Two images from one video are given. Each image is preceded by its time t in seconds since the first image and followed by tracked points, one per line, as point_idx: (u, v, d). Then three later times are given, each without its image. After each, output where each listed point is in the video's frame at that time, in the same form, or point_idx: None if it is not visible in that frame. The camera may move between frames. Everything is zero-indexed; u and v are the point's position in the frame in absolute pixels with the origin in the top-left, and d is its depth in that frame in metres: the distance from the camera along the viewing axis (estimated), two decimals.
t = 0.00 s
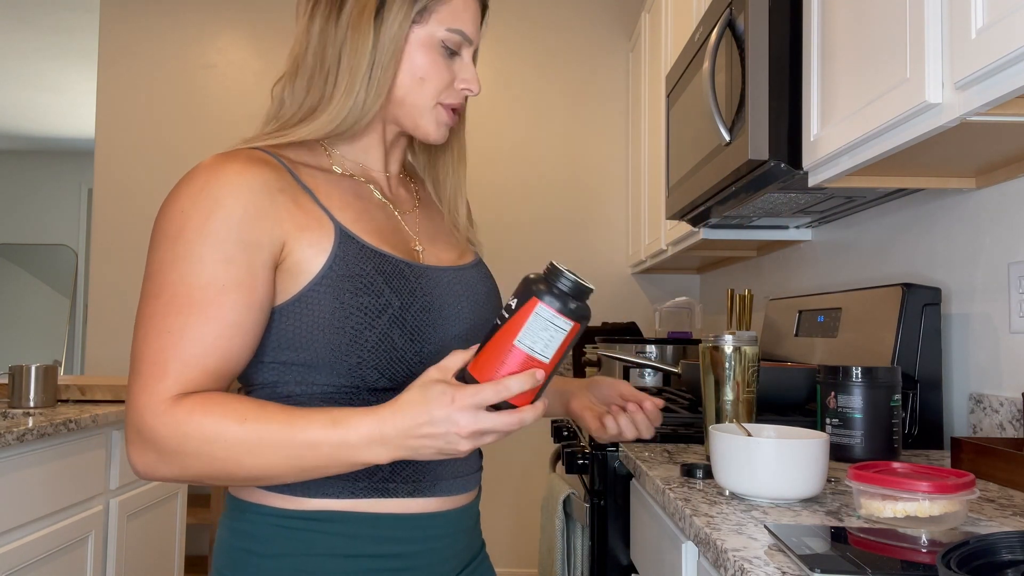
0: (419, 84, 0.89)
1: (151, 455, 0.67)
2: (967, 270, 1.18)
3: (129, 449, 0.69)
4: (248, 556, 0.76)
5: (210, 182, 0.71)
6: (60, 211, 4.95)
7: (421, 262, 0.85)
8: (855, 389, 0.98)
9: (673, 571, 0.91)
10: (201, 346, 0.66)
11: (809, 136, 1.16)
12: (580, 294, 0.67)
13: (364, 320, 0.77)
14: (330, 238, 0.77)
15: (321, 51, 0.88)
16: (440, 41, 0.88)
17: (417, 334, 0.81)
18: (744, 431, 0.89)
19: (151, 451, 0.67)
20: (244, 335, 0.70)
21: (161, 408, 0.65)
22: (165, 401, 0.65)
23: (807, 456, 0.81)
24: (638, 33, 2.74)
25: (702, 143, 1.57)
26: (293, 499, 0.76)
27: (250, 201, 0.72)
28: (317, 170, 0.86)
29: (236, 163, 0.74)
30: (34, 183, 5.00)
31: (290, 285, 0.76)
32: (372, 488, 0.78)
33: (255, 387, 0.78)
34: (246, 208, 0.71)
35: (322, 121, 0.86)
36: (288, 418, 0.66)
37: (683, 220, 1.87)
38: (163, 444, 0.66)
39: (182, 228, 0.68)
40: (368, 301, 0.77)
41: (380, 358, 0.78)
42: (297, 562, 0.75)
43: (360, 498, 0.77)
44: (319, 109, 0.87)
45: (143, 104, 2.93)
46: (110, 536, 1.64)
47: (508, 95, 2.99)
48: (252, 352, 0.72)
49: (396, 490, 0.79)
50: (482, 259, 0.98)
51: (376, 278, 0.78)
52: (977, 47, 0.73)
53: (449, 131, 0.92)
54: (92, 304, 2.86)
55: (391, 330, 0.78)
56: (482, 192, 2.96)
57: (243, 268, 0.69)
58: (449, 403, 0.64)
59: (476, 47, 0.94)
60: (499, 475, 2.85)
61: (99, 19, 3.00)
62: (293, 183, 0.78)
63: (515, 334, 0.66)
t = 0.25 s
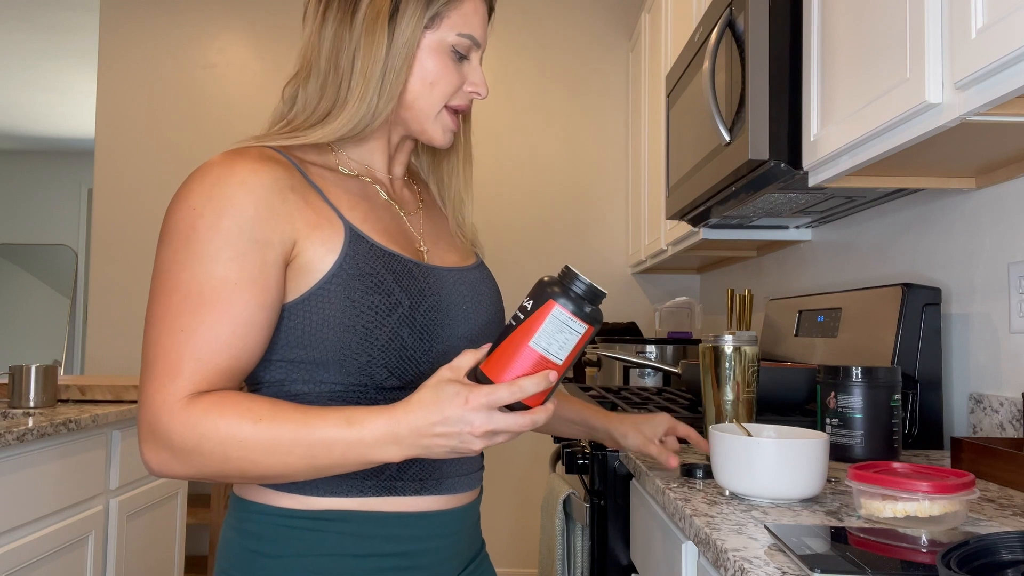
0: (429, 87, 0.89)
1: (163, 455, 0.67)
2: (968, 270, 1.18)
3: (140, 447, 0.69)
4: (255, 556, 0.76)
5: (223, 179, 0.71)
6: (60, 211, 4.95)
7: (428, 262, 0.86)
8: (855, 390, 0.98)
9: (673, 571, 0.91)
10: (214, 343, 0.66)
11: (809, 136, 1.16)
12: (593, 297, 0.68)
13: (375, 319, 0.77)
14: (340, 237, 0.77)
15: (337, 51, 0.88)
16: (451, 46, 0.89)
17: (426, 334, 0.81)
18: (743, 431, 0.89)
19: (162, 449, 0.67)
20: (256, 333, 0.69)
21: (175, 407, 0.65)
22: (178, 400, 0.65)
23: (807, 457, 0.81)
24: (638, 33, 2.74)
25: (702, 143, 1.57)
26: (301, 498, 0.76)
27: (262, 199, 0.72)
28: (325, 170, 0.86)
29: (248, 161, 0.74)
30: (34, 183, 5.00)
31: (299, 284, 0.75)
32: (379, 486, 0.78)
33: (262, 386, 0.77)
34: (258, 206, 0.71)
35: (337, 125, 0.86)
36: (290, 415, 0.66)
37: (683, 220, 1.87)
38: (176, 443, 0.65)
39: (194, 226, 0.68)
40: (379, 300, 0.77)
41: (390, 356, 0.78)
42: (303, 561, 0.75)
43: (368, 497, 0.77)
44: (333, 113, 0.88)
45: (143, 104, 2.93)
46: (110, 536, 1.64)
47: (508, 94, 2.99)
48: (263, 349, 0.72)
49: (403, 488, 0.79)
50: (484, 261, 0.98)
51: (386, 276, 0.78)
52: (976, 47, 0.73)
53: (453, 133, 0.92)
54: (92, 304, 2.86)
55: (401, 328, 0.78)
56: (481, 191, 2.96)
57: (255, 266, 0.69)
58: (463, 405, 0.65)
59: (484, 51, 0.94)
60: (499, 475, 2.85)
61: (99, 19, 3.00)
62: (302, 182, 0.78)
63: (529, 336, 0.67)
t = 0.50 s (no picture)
0: (430, 84, 0.89)
1: (170, 450, 0.67)
2: (968, 270, 1.18)
3: (147, 443, 0.69)
4: (255, 556, 0.76)
5: (229, 176, 0.71)
6: (60, 210, 4.95)
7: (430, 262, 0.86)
8: (855, 389, 0.98)
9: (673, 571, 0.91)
10: (221, 338, 0.67)
11: (809, 136, 1.16)
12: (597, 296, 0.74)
13: (376, 317, 0.77)
14: (342, 235, 0.77)
15: (336, 52, 0.88)
16: (450, 42, 0.89)
17: (427, 332, 0.81)
18: (743, 431, 0.89)
19: (170, 443, 0.67)
20: (262, 328, 0.70)
21: (184, 401, 0.65)
22: (186, 394, 0.65)
23: (806, 456, 0.81)
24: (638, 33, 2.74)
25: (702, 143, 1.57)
26: (301, 497, 0.76)
27: (268, 197, 0.72)
28: (329, 169, 0.86)
29: (252, 159, 0.74)
30: (34, 183, 5.00)
31: (304, 282, 0.75)
32: (378, 486, 0.78)
33: (264, 382, 0.77)
34: (264, 202, 0.71)
35: (342, 124, 0.86)
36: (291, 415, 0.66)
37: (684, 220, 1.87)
38: (185, 437, 0.66)
39: (201, 222, 0.68)
40: (380, 298, 0.77)
41: (390, 354, 0.78)
42: (303, 561, 0.75)
43: (367, 497, 0.77)
44: (337, 112, 0.87)
45: (143, 104, 2.93)
46: (110, 536, 1.64)
47: (508, 94, 2.99)
48: (269, 344, 0.72)
49: (402, 489, 0.79)
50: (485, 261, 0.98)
51: (387, 275, 0.78)
52: (977, 47, 0.73)
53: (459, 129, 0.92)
54: (92, 305, 2.86)
55: (402, 327, 0.78)
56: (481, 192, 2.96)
57: (262, 262, 0.70)
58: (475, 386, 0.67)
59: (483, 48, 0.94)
60: (499, 475, 2.85)
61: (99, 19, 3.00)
62: (307, 181, 0.78)
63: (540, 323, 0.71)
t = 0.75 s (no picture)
0: (424, 86, 0.89)
1: (170, 450, 0.66)
2: (968, 270, 1.18)
3: (144, 443, 0.68)
4: (255, 557, 0.76)
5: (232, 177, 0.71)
6: (59, 210, 4.94)
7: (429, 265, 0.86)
8: (855, 389, 0.98)
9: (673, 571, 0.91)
10: (224, 337, 0.67)
11: (809, 137, 1.16)
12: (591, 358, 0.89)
13: (376, 319, 0.77)
14: (343, 238, 0.78)
15: (332, 58, 0.87)
16: (445, 45, 0.89)
17: (428, 335, 0.80)
18: (743, 431, 0.89)
19: (173, 444, 0.66)
20: (266, 328, 0.70)
21: (187, 401, 0.65)
22: (189, 394, 0.65)
23: (807, 456, 0.81)
24: (638, 33, 2.74)
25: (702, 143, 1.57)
26: (299, 497, 0.76)
27: (270, 197, 0.72)
28: (327, 171, 0.86)
29: (252, 160, 0.74)
30: (33, 183, 5.01)
31: (305, 284, 0.75)
32: (377, 486, 0.77)
33: (265, 385, 0.77)
34: (267, 203, 0.71)
35: (340, 126, 0.85)
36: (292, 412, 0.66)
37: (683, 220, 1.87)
38: (188, 437, 0.65)
39: (203, 222, 0.68)
40: (381, 301, 0.77)
41: (391, 357, 0.78)
42: (301, 560, 0.75)
43: (366, 496, 0.77)
44: (335, 113, 0.87)
45: (143, 104, 2.93)
46: (110, 536, 1.64)
47: (508, 94, 2.99)
48: (271, 345, 0.72)
49: (401, 487, 0.79)
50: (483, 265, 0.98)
51: (388, 277, 0.78)
52: (977, 47, 0.73)
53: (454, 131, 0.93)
54: (92, 305, 2.86)
55: (403, 329, 0.78)
56: (481, 191, 2.96)
57: (265, 263, 0.70)
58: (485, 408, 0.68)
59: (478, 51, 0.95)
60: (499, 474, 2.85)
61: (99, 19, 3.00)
62: (307, 182, 0.78)
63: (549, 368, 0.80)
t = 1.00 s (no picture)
0: (416, 86, 0.89)
1: (163, 445, 0.66)
2: (968, 270, 1.18)
3: (137, 439, 0.68)
4: (245, 556, 0.76)
5: (225, 174, 0.72)
6: (59, 210, 4.94)
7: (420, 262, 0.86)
8: (855, 389, 0.98)
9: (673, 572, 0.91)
10: (215, 330, 0.66)
11: (809, 136, 1.16)
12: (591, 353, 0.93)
13: (365, 315, 0.77)
14: (333, 234, 0.78)
15: (322, 56, 0.88)
16: (437, 45, 0.89)
17: (418, 332, 0.81)
18: (744, 431, 0.89)
19: (163, 436, 0.66)
20: (256, 324, 0.70)
21: (177, 394, 0.65)
22: (179, 387, 0.65)
23: (806, 456, 0.81)
24: (638, 33, 2.74)
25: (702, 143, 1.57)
26: (290, 498, 0.76)
27: (260, 193, 0.72)
28: (322, 170, 0.86)
29: (243, 159, 0.75)
30: (33, 184, 5.01)
31: (295, 280, 0.75)
32: (367, 487, 0.77)
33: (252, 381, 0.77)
34: (258, 199, 0.71)
35: (330, 126, 0.85)
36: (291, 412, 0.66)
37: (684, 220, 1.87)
38: (179, 430, 0.65)
39: (193, 217, 0.68)
40: (369, 297, 0.77)
41: (380, 353, 0.78)
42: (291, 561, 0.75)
43: (356, 496, 0.77)
44: (325, 111, 0.87)
45: (143, 104, 2.93)
46: (109, 536, 1.64)
47: (509, 95, 2.99)
48: (262, 342, 0.72)
49: (391, 488, 0.79)
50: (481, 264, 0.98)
51: (377, 274, 0.78)
52: (977, 47, 0.73)
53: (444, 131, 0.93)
54: (92, 305, 2.87)
55: (392, 326, 0.78)
56: (482, 191, 2.96)
57: (255, 258, 0.70)
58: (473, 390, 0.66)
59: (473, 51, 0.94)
60: (500, 475, 2.85)
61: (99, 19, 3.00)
62: (299, 180, 0.79)
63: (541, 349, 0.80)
